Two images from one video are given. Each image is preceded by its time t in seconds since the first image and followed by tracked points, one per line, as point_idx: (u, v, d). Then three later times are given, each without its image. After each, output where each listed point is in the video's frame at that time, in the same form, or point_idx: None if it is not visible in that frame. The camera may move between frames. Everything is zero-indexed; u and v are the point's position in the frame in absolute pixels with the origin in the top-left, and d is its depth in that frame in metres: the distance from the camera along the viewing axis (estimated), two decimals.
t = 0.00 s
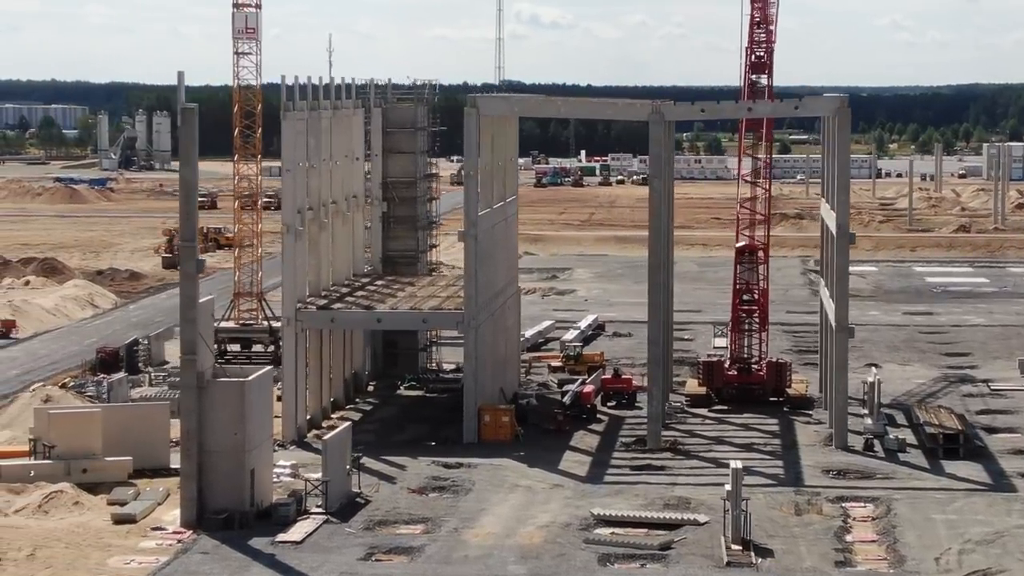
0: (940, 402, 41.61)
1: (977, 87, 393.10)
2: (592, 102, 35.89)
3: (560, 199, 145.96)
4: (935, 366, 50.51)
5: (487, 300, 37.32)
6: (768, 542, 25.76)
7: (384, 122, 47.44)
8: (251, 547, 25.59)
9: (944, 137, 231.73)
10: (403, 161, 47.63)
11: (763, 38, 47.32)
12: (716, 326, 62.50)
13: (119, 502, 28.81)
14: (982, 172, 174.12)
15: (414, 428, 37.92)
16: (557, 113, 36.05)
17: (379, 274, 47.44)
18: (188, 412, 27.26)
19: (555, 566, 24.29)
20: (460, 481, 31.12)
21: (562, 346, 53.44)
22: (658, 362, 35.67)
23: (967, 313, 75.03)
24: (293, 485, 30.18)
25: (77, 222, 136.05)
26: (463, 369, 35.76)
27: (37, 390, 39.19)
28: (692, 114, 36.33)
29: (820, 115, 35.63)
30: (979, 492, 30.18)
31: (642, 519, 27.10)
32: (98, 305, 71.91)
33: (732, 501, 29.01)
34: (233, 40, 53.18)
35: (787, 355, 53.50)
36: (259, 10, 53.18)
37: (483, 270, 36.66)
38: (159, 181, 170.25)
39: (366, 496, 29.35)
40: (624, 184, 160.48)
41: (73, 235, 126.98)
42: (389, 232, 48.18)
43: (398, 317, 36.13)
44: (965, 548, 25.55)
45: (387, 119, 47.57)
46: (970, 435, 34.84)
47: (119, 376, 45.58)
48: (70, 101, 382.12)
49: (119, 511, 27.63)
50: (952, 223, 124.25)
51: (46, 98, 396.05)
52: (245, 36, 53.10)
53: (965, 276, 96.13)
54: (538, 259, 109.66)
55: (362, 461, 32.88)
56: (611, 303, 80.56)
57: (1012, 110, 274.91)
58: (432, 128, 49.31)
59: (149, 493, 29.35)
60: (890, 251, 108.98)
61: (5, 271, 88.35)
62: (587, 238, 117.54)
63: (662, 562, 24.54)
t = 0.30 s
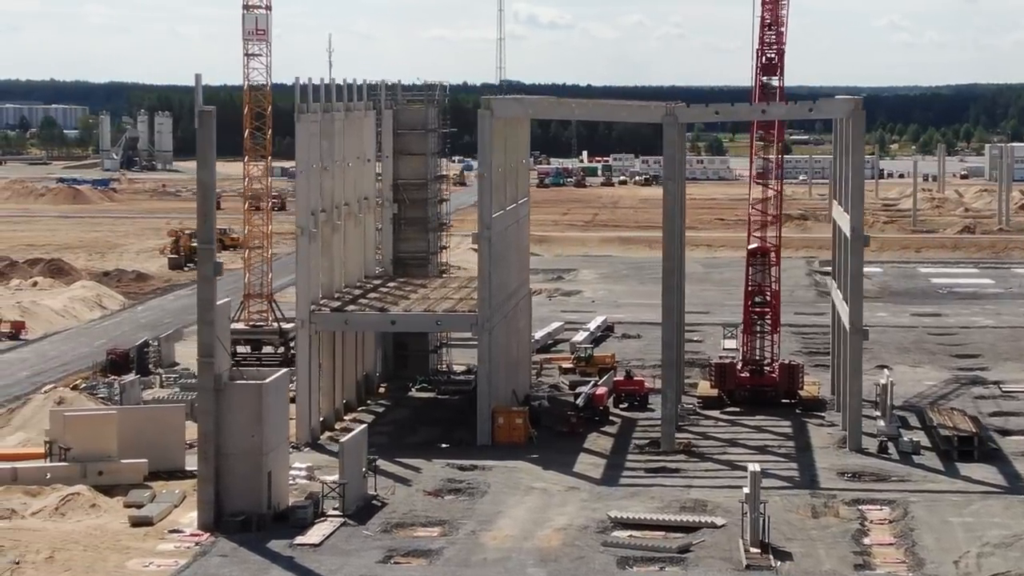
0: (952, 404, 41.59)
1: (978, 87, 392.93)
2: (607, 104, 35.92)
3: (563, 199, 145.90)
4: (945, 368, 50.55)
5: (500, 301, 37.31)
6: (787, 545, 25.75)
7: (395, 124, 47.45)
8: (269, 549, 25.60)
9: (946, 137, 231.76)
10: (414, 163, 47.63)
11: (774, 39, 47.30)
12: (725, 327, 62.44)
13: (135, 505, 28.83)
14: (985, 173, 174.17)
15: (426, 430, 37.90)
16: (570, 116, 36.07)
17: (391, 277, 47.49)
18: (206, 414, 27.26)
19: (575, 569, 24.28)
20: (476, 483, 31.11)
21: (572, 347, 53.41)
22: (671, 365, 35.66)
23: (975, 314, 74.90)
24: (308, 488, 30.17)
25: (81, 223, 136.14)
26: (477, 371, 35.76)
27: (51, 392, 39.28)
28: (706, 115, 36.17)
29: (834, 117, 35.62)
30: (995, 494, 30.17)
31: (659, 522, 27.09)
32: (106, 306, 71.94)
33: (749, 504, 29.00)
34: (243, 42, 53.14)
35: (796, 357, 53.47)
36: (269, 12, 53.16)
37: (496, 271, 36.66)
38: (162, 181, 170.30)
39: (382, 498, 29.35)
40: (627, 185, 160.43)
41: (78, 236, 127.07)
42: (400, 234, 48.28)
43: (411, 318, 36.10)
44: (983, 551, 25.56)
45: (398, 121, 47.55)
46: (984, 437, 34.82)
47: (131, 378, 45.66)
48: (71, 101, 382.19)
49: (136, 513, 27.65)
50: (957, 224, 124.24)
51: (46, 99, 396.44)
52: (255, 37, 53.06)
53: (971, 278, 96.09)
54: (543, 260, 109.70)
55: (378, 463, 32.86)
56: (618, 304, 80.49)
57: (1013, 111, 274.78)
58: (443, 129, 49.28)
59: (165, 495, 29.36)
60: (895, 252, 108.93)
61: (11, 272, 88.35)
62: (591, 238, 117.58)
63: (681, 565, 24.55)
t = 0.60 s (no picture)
0: (966, 406, 41.55)
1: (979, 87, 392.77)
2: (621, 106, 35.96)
3: (568, 199, 145.89)
4: (957, 369, 50.52)
5: (514, 303, 37.32)
6: (807, 548, 25.75)
7: (406, 126, 47.46)
8: (289, 552, 25.63)
9: (948, 137, 231.68)
10: (426, 164, 47.64)
11: (786, 40, 47.32)
12: (734, 328, 62.40)
13: (153, 507, 28.84)
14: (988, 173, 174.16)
15: (441, 431, 37.89)
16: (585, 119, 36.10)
17: (403, 278, 47.53)
18: (225, 417, 27.28)
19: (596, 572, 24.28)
20: (492, 485, 31.11)
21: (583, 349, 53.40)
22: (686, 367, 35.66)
23: (983, 315, 74.84)
24: (326, 490, 30.16)
25: (86, 223, 136.26)
26: (492, 373, 35.76)
27: (64, 395, 39.29)
28: (721, 117, 36.10)
29: (849, 119, 35.71)
30: (1013, 497, 30.16)
31: (678, 524, 27.09)
32: (114, 307, 71.98)
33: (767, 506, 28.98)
34: (254, 43, 53.07)
35: (808, 359, 53.45)
36: (280, 13, 53.13)
37: (511, 273, 36.68)
38: (165, 181, 170.39)
39: (400, 500, 29.35)
40: (630, 184, 160.41)
41: (83, 236, 127.14)
42: (412, 235, 48.30)
43: (426, 320, 36.11)
44: (1003, 554, 25.55)
45: (409, 123, 47.57)
46: (999, 440, 34.80)
47: (144, 380, 45.66)
48: (72, 101, 381.98)
49: (155, 515, 27.65)
50: (961, 225, 124.19)
51: (47, 99, 396.88)
52: (266, 39, 52.99)
53: (977, 279, 96.04)
54: (548, 261, 109.69)
55: (394, 465, 32.87)
56: (626, 305, 80.43)
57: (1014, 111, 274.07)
58: (454, 131, 49.30)
59: (183, 497, 29.38)
60: (900, 253, 108.86)
61: (19, 273, 88.38)
62: (596, 239, 117.59)
63: (701, 568, 24.54)
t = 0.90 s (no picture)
0: (980, 408, 41.54)
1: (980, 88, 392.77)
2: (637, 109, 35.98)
3: (573, 201, 145.91)
4: (970, 371, 50.54)
5: (529, 306, 37.30)
6: (828, 551, 25.75)
7: (419, 128, 47.47)
8: (309, 555, 25.67)
9: (950, 138, 231.74)
10: (439, 166, 47.64)
11: (799, 42, 47.33)
12: (744, 331, 62.41)
13: (173, 510, 28.84)
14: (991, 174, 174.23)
15: (455, 434, 37.87)
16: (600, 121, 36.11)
17: (416, 281, 47.52)
18: (245, 420, 27.31)
19: None
20: (510, 488, 31.12)
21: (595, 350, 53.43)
22: (702, 370, 35.68)
23: (992, 317, 74.85)
24: (344, 493, 30.16)
25: (92, 224, 136.51)
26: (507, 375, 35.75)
27: (79, 397, 39.31)
28: (737, 120, 36.04)
29: (865, 122, 35.77)
30: None
31: (697, 527, 27.09)
32: (124, 309, 72.04)
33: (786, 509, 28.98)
34: (266, 45, 52.97)
35: (820, 361, 53.44)
36: (292, 15, 53.17)
37: (526, 276, 36.70)
38: (168, 182, 170.66)
39: (418, 503, 29.33)
40: (634, 185, 160.37)
41: (89, 237, 127.22)
42: (424, 238, 48.29)
43: (442, 322, 36.10)
44: None
45: (422, 125, 47.58)
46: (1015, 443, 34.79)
47: (157, 382, 45.70)
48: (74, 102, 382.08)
49: (174, 518, 27.66)
50: (967, 226, 124.24)
51: (48, 100, 397.87)
52: (278, 41, 52.87)
53: (984, 280, 96.01)
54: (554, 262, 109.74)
55: (412, 468, 32.91)
56: (634, 306, 80.45)
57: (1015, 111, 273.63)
58: (466, 132, 49.31)
59: (202, 500, 29.39)
60: (906, 254, 108.85)
61: (27, 275, 88.43)
62: (602, 241, 117.65)
63: (723, 572, 24.54)
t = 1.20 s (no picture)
0: (995, 410, 41.49)
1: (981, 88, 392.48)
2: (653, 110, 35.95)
3: (578, 200, 145.78)
4: (982, 373, 50.53)
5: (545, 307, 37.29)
6: (849, 554, 25.72)
7: (431, 129, 47.48)
8: (331, 558, 25.67)
9: (953, 138, 231.66)
10: (452, 168, 47.69)
11: (812, 44, 47.33)
12: (754, 332, 62.33)
13: (191, 513, 28.84)
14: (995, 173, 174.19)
15: (471, 436, 37.87)
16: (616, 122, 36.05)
17: (429, 282, 47.54)
18: (265, 423, 27.33)
19: None
20: (528, 490, 31.11)
21: (606, 352, 53.43)
22: (718, 371, 35.65)
23: (1001, 319, 74.77)
24: (362, 495, 30.16)
25: (97, 224, 136.59)
26: (523, 378, 35.72)
27: (94, 398, 39.33)
28: (754, 122, 35.84)
29: (880, 124, 35.74)
30: None
31: (717, 530, 27.05)
32: (134, 310, 72.12)
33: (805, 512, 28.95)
34: (278, 47, 53.00)
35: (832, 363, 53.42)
36: (304, 17, 53.15)
37: (542, 278, 36.69)
38: (172, 183, 170.77)
39: (437, 506, 29.33)
40: (638, 185, 160.24)
41: (95, 238, 127.16)
42: (438, 239, 48.31)
43: (458, 324, 36.08)
44: None
45: (434, 127, 47.59)
46: None
47: (170, 383, 45.73)
48: (75, 103, 382.13)
49: (194, 521, 27.68)
50: (972, 227, 124.17)
51: (49, 100, 398.33)
52: (290, 43, 52.89)
53: (990, 281, 95.97)
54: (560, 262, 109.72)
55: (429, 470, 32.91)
56: (642, 307, 80.43)
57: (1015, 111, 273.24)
58: (479, 134, 49.31)
59: (220, 503, 29.39)
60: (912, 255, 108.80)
61: (35, 275, 88.37)
62: (607, 241, 117.68)
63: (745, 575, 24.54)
